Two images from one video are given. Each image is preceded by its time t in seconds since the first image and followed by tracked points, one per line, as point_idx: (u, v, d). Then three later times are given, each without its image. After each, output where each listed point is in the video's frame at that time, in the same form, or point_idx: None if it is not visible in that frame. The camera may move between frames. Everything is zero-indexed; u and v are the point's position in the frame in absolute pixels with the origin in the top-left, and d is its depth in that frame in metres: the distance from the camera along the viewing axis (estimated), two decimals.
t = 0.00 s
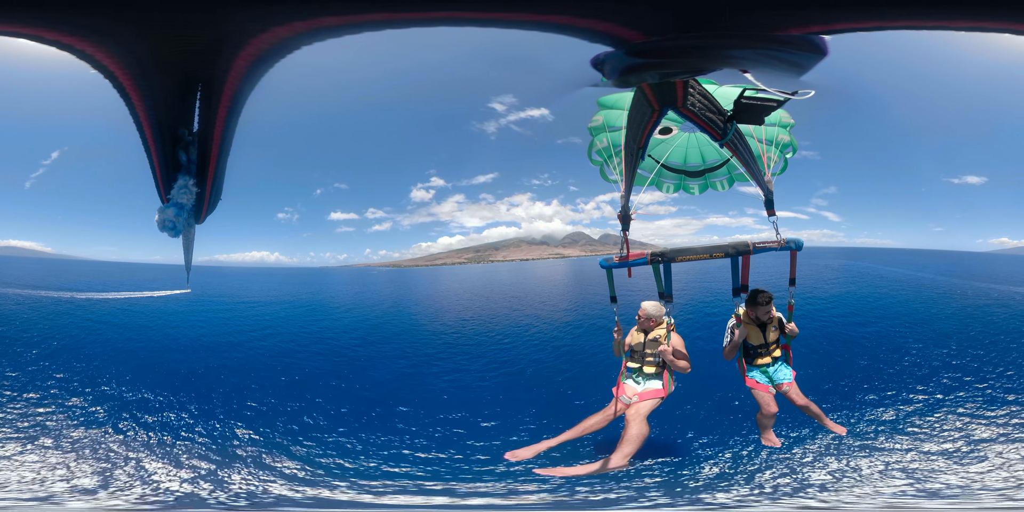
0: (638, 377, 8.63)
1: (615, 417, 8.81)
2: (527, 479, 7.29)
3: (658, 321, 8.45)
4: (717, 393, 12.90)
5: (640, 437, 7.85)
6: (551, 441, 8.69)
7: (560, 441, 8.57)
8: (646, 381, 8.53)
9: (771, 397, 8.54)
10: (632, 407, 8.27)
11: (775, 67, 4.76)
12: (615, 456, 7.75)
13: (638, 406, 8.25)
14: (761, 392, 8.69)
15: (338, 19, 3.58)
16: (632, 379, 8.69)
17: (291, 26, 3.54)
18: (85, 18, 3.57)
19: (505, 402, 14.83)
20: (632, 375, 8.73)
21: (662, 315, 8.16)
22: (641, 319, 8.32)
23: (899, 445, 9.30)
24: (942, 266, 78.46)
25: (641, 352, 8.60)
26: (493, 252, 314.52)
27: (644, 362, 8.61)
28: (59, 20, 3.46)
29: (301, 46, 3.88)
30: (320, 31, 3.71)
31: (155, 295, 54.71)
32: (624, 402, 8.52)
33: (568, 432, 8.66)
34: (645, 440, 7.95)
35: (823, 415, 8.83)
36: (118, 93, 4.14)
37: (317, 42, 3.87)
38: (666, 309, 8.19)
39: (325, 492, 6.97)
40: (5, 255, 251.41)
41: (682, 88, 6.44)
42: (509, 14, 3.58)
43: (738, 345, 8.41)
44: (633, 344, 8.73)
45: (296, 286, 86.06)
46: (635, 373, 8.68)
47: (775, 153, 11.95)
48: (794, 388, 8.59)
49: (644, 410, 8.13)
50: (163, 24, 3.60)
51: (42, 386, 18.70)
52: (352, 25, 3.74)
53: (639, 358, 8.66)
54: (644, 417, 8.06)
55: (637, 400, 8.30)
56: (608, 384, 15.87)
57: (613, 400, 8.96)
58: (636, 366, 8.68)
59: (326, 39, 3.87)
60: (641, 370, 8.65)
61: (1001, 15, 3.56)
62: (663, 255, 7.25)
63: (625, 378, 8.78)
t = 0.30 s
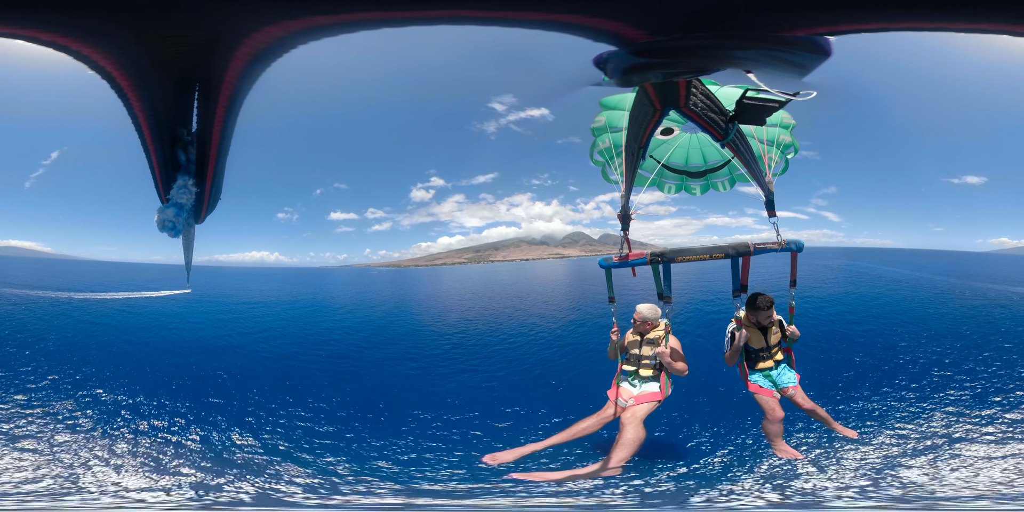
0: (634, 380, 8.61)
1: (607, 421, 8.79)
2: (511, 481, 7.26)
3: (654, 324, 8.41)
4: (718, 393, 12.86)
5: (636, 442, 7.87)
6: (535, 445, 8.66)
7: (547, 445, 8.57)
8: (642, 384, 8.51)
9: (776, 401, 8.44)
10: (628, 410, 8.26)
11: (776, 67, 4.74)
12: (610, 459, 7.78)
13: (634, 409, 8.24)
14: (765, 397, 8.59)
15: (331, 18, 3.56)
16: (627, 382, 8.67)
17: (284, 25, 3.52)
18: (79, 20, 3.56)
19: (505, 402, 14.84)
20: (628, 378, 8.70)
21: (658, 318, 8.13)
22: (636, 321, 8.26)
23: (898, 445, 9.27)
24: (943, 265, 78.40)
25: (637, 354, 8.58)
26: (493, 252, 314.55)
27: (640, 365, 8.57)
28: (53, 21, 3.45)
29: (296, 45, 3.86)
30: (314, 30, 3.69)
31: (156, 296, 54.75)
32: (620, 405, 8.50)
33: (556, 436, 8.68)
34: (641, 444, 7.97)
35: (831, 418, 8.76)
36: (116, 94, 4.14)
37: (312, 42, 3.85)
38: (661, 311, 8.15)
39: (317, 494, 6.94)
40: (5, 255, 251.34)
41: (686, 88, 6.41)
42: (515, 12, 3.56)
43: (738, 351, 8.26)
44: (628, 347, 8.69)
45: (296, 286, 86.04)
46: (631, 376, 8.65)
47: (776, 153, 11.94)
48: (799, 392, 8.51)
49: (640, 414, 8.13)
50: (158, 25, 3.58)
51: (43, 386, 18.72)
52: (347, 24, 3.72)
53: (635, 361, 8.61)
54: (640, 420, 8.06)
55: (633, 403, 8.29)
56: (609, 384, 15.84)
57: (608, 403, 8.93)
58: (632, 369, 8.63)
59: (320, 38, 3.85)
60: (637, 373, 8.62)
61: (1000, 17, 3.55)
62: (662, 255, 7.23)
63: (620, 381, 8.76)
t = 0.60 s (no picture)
0: (632, 381, 8.60)
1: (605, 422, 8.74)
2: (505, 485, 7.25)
3: (652, 324, 8.41)
4: (719, 394, 12.86)
5: (636, 443, 7.83)
6: (529, 448, 8.57)
7: (542, 448, 8.52)
8: (641, 385, 8.50)
9: (784, 404, 8.39)
10: (627, 411, 8.24)
11: (778, 67, 4.73)
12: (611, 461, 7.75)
13: (633, 410, 8.23)
14: (773, 400, 8.53)
15: (328, 18, 3.54)
16: (625, 383, 8.66)
17: (283, 25, 3.51)
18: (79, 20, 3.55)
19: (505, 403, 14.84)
20: (626, 379, 8.69)
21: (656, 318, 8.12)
22: (635, 322, 8.27)
23: (899, 445, 9.27)
24: (944, 265, 78.35)
25: (635, 355, 8.59)
26: (493, 252, 314.32)
27: (638, 366, 8.56)
28: (52, 21, 3.43)
29: (295, 45, 3.84)
30: (313, 30, 3.67)
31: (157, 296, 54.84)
32: (618, 407, 8.48)
33: (553, 438, 8.61)
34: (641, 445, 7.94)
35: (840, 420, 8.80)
36: (116, 94, 4.12)
37: (311, 42, 3.84)
38: (659, 312, 8.14)
39: (316, 495, 6.94)
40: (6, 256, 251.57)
41: (685, 88, 6.40)
42: (512, 12, 3.55)
43: (741, 353, 8.22)
44: (626, 347, 8.70)
45: (296, 286, 86.09)
46: (629, 377, 8.64)
47: (778, 154, 11.94)
48: (806, 394, 8.55)
49: (639, 415, 8.11)
50: (156, 25, 3.56)
51: (43, 387, 18.71)
52: (346, 24, 3.71)
53: (633, 362, 8.60)
54: (639, 422, 8.05)
55: (632, 404, 8.27)
56: (609, 385, 15.84)
57: (607, 405, 8.89)
58: (630, 370, 8.63)
59: (320, 38, 3.84)
60: (635, 374, 8.61)
61: (1004, 17, 3.54)
62: (663, 255, 7.20)
63: (618, 383, 8.77)
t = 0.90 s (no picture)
0: (636, 378, 8.62)
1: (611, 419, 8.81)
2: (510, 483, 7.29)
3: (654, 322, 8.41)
4: (718, 393, 12.86)
5: (639, 440, 7.79)
6: (541, 445, 8.61)
7: (553, 444, 8.54)
8: (644, 383, 8.51)
9: (786, 403, 8.40)
10: (631, 408, 8.26)
11: (778, 66, 4.74)
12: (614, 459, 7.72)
13: (637, 406, 8.24)
14: (775, 399, 8.56)
15: (330, 19, 3.54)
16: (629, 380, 8.69)
17: (284, 27, 3.52)
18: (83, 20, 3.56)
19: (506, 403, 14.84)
20: (630, 376, 8.71)
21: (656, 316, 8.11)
22: (635, 320, 8.24)
23: (899, 445, 9.26)
24: (943, 266, 78.38)
25: (637, 353, 8.60)
26: (493, 252, 314.62)
27: (641, 363, 8.57)
28: (56, 20, 3.43)
29: (296, 46, 3.84)
30: (315, 32, 3.67)
31: (156, 295, 54.82)
32: (622, 404, 8.48)
33: (562, 435, 8.71)
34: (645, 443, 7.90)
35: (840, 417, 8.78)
36: (119, 94, 4.12)
37: (312, 43, 3.83)
38: (661, 310, 8.14)
39: (317, 493, 6.97)
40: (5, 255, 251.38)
41: (685, 88, 6.41)
42: (508, 13, 3.55)
43: (744, 350, 8.26)
44: (628, 346, 8.71)
45: (296, 285, 86.05)
46: (633, 374, 8.66)
47: (779, 154, 11.94)
48: (808, 392, 8.54)
49: (643, 411, 8.12)
50: (159, 25, 3.56)
51: (43, 386, 18.71)
52: (348, 26, 3.71)
53: (636, 359, 8.62)
54: (643, 418, 8.04)
55: (636, 401, 8.28)
56: (609, 385, 15.85)
57: (611, 402, 8.91)
58: (633, 368, 8.66)
59: (321, 40, 3.84)
60: (638, 371, 8.63)
61: (1006, 16, 3.55)
62: (664, 255, 7.20)
63: (622, 380, 8.79)
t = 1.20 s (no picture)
0: (638, 375, 8.61)
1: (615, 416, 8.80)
2: (512, 482, 7.30)
3: (654, 320, 8.36)
4: (719, 393, 12.86)
5: (639, 436, 7.78)
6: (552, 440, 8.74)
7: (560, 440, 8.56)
8: (646, 379, 8.50)
9: (780, 402, 8.44)
10: (632, 405, 8.23)
11: (780, 66, 4.72)
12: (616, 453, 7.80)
13: (638, 403, 8.21)
14: (770, 398, 8.60)
15: (324, 18, 3.52)
16: (631, 377, 8.68)
17: (279, 26, 3.50)
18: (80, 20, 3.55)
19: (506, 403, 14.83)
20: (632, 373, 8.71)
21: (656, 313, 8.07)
22: (636, 319, 8.18)
23: (898, 446, 9.26)
24: (944, 266, 78.32)
25: (640, 350, 8.58)
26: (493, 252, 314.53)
27: (643, 360, 8.56)
28: (54, 21, 3.42)
29: (292, 45, 3.82)
30: (311, 30, 3.65)
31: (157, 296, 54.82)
32: (624, 400, 8.46)
33: (569, 431, 8.65)
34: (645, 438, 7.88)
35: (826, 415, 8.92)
36: (118, 95, 4.12)
37: (308, 42, 3.82)
38: (662, 308, 8.09)
39: (315, 498, 6.93)
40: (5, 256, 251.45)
41: (687, 88, 6.39)
42: (512, 12, 3.54)
43: (741, 348, 8.30)
44: (631, 343, 8.70)
45: (296, 285, 86.06)
46: (635, 372, 8.65)
47: (779, 154, 11.93)
48: (804, 393, 8.52)
49: (643, 408, 8.08)
50: (156, 25, 3.54)
51: (44, 387, 18.70)
52: (344, 24, 3.69)
53: (637, 357, 8.62)
54: (644, 414, 8.01)
55: (637, 397, 8.26)
56: (610, 385, 15.85)
57: (614, 398, 8.89)
58: (636, 365, 8.65)
59: (318, 38, 3.82)
60: (640, 368, 8.61)
61: (1006, 18, 3.53)
62: (664, 254, 7.20)
63: (624, 376, 8.79)
